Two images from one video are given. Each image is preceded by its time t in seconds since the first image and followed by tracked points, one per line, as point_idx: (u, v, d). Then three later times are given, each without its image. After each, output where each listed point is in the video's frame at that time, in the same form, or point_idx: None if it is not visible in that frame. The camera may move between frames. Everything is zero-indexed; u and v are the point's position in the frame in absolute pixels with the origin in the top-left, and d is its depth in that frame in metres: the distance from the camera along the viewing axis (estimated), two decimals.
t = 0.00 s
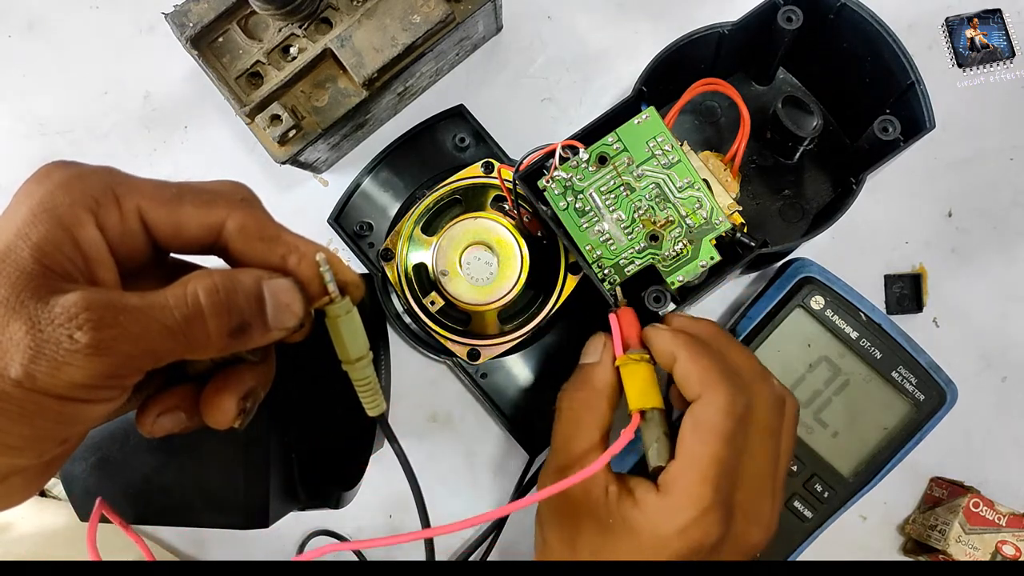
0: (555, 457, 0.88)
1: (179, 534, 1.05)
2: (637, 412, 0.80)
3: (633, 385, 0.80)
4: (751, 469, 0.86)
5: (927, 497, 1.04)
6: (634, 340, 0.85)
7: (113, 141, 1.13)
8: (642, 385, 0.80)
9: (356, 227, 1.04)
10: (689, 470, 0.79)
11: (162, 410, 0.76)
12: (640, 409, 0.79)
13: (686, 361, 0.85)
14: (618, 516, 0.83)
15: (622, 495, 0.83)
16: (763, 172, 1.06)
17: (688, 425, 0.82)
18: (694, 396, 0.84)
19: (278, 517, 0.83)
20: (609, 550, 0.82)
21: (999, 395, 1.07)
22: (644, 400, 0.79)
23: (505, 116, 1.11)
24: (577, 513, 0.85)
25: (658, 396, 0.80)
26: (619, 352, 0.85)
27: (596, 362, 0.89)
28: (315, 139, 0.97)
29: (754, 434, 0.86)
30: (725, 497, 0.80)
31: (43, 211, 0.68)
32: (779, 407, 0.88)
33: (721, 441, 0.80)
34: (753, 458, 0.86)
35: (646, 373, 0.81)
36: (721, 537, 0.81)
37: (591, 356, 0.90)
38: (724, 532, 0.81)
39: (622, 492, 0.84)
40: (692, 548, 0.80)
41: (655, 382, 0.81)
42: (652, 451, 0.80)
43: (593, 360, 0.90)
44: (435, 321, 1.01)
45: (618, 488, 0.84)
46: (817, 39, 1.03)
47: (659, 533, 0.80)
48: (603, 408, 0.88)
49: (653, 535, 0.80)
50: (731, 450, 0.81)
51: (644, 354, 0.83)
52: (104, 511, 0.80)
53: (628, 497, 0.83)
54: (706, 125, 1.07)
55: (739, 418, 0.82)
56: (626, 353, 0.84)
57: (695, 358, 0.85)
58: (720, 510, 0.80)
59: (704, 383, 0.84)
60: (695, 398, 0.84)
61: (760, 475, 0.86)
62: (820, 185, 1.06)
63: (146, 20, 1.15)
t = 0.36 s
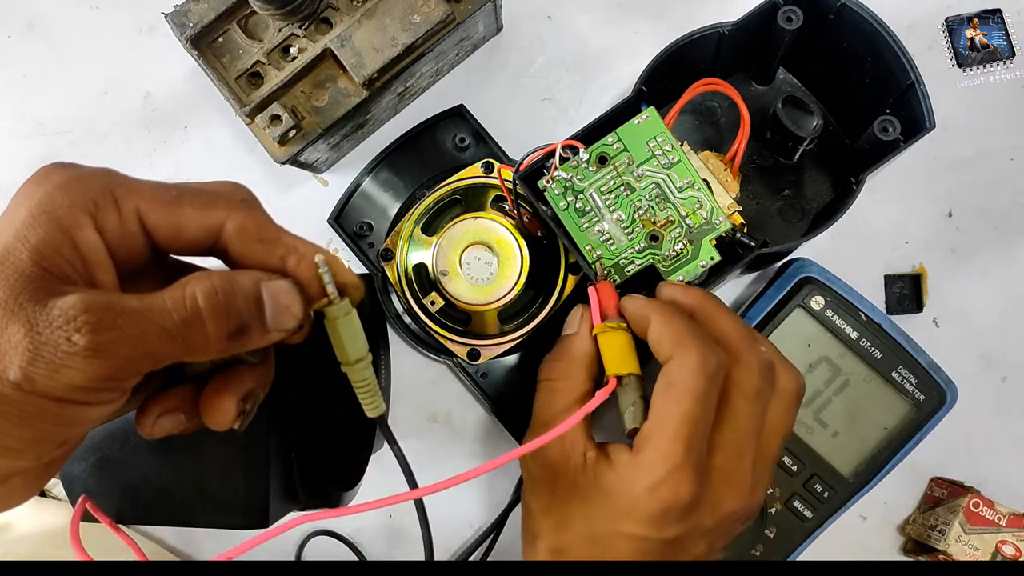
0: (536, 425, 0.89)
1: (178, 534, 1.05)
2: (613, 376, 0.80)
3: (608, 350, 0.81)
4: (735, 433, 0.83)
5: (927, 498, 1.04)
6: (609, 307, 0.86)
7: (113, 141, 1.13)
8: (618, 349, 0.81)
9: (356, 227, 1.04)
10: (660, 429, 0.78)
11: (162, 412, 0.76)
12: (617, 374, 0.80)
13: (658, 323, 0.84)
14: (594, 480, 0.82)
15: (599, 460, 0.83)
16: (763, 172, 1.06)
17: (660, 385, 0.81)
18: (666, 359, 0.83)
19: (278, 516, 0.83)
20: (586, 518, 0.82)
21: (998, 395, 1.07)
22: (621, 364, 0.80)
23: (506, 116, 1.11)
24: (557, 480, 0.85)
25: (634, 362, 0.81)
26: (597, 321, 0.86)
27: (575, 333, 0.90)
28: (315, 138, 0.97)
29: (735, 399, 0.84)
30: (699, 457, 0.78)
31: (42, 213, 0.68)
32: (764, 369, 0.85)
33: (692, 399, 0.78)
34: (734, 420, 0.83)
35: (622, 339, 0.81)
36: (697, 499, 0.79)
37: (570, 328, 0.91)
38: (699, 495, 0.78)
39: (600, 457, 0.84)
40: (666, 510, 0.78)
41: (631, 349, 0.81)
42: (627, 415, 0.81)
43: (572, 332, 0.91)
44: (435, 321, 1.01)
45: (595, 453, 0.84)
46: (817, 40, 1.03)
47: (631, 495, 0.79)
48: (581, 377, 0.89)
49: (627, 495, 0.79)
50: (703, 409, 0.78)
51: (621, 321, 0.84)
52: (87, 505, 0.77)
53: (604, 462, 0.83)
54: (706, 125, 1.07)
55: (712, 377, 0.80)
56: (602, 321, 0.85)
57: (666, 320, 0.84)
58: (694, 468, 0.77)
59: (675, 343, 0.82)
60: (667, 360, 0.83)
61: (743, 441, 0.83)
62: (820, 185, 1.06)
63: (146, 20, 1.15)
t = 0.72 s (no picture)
0: (536, 425, 0.89)
1: (177, 534, 1.05)
2: (613, 378, 0.80)
3: (608, 351, 0.81)
4: (734, 434, 0.83)
5: (927, 498, 1.04)
6: (609, 308, 0.86)
7: (113, 141, 1.13)
8: (617, 351, 0.81)
9: (356, 227, 1.04)
10: (658, 431, 0.78)
11: (162, 412, 0.76)
12: (617, 376, 0.80)
13: (658, 324, 0.83)
14: (591, 480, 0.82)
15: (597, 459, 0.83)
16: (763, 172, 1.06)
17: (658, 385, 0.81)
18: (666, 360, 0.83)
19: (278, 516, 0.83)
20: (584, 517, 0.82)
21: (998, 395, 1.07)
22: (620, 368, 0.80)
23: (506, 116, 1.11)
24: (555, 479, 0.85)
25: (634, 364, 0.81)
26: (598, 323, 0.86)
27: (575, 334, 0.90)
28: (315, 138, 0.97)
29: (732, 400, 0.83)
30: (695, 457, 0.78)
31: (42, 213, 0.68)
32: (761, 370, 0.85)
33: (689, 400, 0.78)
34: (731, 422, 0.83)
35: (623, 341, 0.81)
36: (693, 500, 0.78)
37: (570, 328, 0.91)
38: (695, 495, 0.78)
39: (598, 457, 0.84)
40: (661, 510, 0.77)
41: (631, 351, 0.81)
42: (626, 416, 0.81)
43: (572, 332, 0.91)
44: (435, 321, 1.01)
45: (593, 453, 0.84)
46: (817, 40, 1.03)
47: (628, 495, 0.79)
48: (581, 378, 0.88)
49: (623, 494, 0.79)
50: (701, 410, 0.78)
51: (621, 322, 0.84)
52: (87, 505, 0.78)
53: (602, 462, 0.83)
54: (706, 125, 1.07)
55: (710, 379, 0.80)
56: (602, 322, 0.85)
57: (666, 321, 0.83)
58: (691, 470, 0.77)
59: (675, 344, 0.82)
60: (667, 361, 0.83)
61: (740, 442, 0.82)
62: (820, 185, 1.06)
63: (146, 20, 1.15)
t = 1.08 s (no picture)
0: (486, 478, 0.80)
1: (176, 533, 1.05)
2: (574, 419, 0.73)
3: (566, 388, 0.74)
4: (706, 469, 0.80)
5: (927, 498, 1.04)
6: (563, 335, 0.80)
7: (113, 141, 1.13)
8: (575, 387, 0.74)
9: (356, 227, 1.04)
10: (638, 483, 0.73)
11: (162, 409, 0.77)
12: (578, 417, 0.73)
13: (624, 358, 0.79)
14: (561, 541, 0.75)
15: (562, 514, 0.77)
16: (763, 172, 1.06)
17: (632, 433, 0.77)
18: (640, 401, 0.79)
19: (278, 516, 0.83)
20: None
21: (998, 395, 1.07)
22: (582, 406, 0.73)
23: (506, 117, 1.11)
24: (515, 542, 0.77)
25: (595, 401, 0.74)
26: (550, 350, 0.79)
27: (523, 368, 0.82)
28: (315, 139, 0.97)
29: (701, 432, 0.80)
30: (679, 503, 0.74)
31: (39, 212, 0.68)
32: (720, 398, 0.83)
33: (668, 444, 0.75)
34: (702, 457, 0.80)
35: (579, 374, 0.75)
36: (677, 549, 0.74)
37: (515, 360, 0.83)
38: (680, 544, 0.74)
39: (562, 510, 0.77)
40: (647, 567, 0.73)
41: (589, 384, 0.75)
42: (593, 465, 0.74)
43: (520, 364, 0.83)
44: (435, 321, 1.01)
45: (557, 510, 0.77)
46: (817, 40, 1.03)
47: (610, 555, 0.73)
48: (535, 417, 0.81)
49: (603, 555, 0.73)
50: (680, 453, 0.75)
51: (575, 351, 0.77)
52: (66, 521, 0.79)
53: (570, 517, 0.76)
54: (706, 125, 1.07)
55: (685, 415, 0.77)
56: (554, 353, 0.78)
57: (632, 354, 0.79)
58: (675, 523, 0.73)
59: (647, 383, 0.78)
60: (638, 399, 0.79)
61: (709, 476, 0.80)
62: (820, 185, 1.06)
63: (146, 20, 1.15)
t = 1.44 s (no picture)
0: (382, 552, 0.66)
1: (177, 533, 1.06)
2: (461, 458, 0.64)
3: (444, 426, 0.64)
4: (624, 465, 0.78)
5: (927, 498, 1.04)
6: (422, 366, 0.69)
7: (113, 141, 1.13)
8: (455, 422, 0.64)
9: (356, 227, 1.04)
10: (564, 489, 0.70)
11: (160, 405, 0.77)
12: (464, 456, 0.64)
13: (515, 370, 0.76)
14: None
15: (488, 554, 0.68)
16: (763, 173, 1.06)
17: (547, 440, 0.73)
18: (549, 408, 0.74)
19: (278, 516, 0.83)
20: None
21: (998, 395, 1.07)
22: (463, 441, 0.64)
23: (506, 117, 1.11)
24: None
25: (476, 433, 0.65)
26: (414, 390, 0.67)
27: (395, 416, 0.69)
28: (315, 138, 0.97)
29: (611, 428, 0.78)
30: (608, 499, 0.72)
31: (36, 205, 0.69)
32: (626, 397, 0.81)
33: (587, 442, 0.72)
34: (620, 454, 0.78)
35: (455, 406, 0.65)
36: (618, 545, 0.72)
37: (377, 410, 0.69)
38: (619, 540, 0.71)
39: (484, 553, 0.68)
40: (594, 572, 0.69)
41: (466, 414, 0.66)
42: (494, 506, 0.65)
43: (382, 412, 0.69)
44: (435, 322, 1.01)
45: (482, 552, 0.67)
46: (817, 40, 1.03)
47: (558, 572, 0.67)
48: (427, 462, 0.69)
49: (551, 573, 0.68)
50: (600, 448, 0.73)
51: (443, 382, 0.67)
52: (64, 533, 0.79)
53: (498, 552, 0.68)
54: (706, 125, 1.07)
55: (597, 410, 0.75)
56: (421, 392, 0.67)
57: (520, 363, 0.76)
58: (609, 522, 0.70)
59: (548, 387, 0.74)
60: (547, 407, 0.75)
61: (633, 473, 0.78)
62: (820, 185, 1.06)
63: (146, 20, 1.15)
